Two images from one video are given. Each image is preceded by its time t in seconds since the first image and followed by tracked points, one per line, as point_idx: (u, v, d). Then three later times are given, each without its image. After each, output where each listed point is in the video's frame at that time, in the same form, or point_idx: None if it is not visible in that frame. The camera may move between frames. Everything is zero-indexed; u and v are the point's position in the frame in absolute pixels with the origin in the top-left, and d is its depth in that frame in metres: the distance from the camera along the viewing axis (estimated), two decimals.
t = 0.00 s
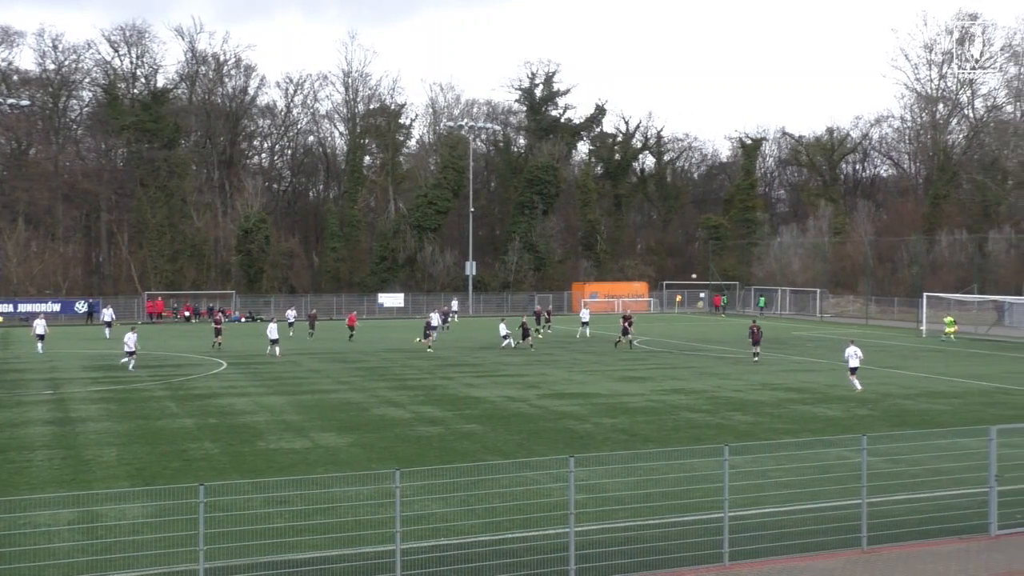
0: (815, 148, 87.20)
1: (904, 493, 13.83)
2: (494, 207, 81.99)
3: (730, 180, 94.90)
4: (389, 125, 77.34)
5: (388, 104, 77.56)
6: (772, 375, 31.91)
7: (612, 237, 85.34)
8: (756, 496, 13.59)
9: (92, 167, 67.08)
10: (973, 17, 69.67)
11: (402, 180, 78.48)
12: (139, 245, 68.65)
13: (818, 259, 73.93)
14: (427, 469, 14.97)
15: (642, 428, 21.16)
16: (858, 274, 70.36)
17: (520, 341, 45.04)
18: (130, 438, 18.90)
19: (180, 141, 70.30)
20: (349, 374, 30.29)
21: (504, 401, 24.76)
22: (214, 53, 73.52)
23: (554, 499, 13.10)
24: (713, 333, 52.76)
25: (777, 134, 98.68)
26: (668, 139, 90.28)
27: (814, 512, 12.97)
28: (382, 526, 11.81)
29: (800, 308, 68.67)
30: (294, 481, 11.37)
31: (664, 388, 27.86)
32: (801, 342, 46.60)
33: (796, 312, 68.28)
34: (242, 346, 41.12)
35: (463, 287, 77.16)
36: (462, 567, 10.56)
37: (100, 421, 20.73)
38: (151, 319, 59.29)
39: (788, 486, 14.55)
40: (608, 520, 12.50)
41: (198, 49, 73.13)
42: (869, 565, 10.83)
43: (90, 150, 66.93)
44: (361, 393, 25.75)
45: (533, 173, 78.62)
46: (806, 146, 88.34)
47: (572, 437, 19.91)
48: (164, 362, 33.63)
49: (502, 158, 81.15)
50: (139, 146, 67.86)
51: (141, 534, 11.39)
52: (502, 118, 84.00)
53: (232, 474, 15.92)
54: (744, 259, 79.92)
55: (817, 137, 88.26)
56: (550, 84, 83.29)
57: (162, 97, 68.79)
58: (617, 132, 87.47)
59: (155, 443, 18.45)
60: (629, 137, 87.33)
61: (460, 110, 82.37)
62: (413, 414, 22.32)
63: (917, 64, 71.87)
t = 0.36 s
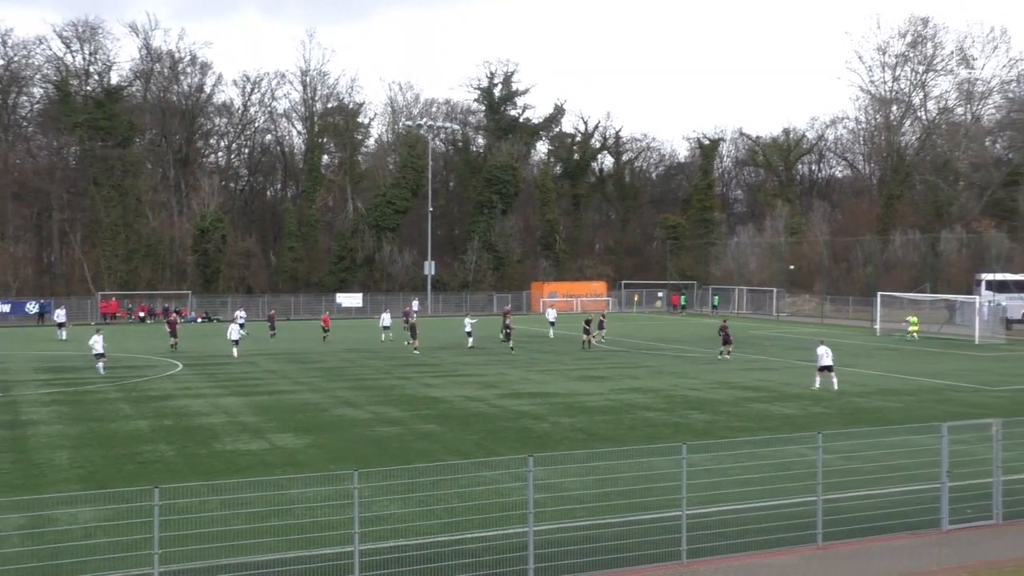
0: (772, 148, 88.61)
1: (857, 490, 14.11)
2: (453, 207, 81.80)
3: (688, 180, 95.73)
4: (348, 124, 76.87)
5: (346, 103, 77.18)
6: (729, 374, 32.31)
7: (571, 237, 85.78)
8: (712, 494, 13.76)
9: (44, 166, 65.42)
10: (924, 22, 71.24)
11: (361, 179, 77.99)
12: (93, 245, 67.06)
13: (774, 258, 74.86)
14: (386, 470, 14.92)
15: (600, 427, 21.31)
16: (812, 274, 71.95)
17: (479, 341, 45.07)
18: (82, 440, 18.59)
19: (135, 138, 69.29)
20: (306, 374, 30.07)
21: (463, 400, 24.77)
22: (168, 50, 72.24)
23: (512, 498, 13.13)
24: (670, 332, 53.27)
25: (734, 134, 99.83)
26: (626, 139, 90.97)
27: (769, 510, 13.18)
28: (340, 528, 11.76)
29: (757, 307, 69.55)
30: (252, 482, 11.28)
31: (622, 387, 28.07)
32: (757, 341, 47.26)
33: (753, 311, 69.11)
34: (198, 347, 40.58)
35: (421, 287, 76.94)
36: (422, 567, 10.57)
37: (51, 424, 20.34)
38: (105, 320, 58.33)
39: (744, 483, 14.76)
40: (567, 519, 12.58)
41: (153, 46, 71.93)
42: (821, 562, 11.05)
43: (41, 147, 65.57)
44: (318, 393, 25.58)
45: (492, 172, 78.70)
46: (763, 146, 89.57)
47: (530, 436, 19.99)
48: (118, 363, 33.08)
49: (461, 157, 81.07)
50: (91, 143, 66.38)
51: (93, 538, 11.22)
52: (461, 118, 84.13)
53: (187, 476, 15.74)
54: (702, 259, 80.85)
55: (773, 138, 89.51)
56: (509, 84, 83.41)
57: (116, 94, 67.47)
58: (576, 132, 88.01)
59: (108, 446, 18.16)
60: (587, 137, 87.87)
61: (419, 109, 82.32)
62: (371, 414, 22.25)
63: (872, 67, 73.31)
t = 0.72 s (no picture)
0: (716, 148, 90.19)
1: (796, 487, 14.43)
2: (399, 207, 81.36)
3: (633, 180, 96.37)
4: (292, 123, 76.36)
5: (290, 101, 76.48)
6: (673, 372, 32.75)
7: (517, 236, 86.09)
8: (656, 492, 13.95)
9: None
10: (863, 25, 73.09)
11: (306, 178, 77.47)
12: (28, 244, 64.35)
13: (718, 257, 76.15)
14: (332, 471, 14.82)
15: (546, 426, 21.46)
16: (755, 273, 73.33)
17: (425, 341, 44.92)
18: (17, 444, 18.10)
19: (72, 135, 67.57)
20: (250, 375, 29.67)
21: (409, 401, 24.71)
22: (107, 46, 70.83)
23: (456, 497, 13.16)
24: (616, 331, 53.75)
25: (679, 135, 101.11)
26: (572, 139, 91.91)
27: (713, 507, 13.42)
28: (285, 530, 11.68)
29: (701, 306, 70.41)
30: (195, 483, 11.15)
31: (568, 387, 28.26)
32: (700, 340, 47.90)
33: (697, 310, 69.99)
34: (138, 348, 39.71)
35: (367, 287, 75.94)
36: (368, 566, 10.55)
37: None
38: (41, 321, 56.72)
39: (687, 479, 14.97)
40: (514, 518, 12.63)
41: (91, 41, 70.30)
42: (764, 557, 11.29)
43: None
44: (262, 394, 25.27)
45: (437, 172, 78.62)
46: (706, 146, 91.05)
47: (476, 436, 20.04)
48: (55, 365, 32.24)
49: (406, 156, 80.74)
50: (26, 140, 64.61)
51: (30, 546, 10.95)
52: (406, 117, 84.07)
53: (128, 479, 15.45)
54: (647, 258, 81.70)
55: (716, 138, 91.05)
56: (455, 83, 83.37)
57: (52, 88, 65.58)
58: (521, 132, 88.65)
59: (43, 449, 17.72)
60: (533, 137, 88.52)
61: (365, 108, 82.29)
62: (316, 415, 22.09)
63: (813, 69, 75.07)
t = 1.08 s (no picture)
0: (632, 149, 91.76)
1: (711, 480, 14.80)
2: (317, 205, 80.24)
3: (552, 179, 96.95)
4: (206, 120, 74.39)
5: (204, 97, 74.67)
6: (592, 371, 33.20)
7: (435, 235, 85.90)
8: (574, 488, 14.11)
9: None
10: (775, 29, 75.18)
11: (220, 176, 75.65)
12: None
13: (636, 257, 77.54)
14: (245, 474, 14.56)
15: (466, 426, 21.53)
16: (671, 273, 74.86)
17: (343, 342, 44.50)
18: None
19: None
20: (162, 377, 28.94)
21: (327, 401, 24.46)
22: (8, 38, 67.61)
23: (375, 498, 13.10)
24: (535, 330, 54.20)
25: (596, 136, 102.41)
26: (490, 139, 92.04)
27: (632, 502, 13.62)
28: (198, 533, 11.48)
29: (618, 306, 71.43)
30: (101, 489, 10.84)
31: (488, 386, 28.38)
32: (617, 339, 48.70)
33: (614, 309, 71.00)
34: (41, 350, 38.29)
35: (283, 286, 74.71)
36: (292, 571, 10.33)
37: None
38: None
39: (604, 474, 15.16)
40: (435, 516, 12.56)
41: None
42: (681, 554, 10.75)
43: None
44: (175, 396, 24.68)
45: (355, 170, 77.84)
46: (624, 147, 92.51)
47: (396, 436, 19.97)
48: None
49: (324, 155, 80.26)
50: None
51: None
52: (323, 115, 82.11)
53: (32, 486, 14.91)
54: (565, 258, 82.23)
55: (633, 139, 92.57)
56: (374, 81, 82.70)
57: None
58: (440, 131, 88.36)
59: None
60: (452, 136, 88.45)
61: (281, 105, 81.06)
62: (231, 417, 21.69)
63: (727, 72, 77.09)
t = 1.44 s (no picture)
0: (584, 148, 92.37)
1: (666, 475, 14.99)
2: (267, 205, 79.41)
3: (503, 179, 97.19)
4: (154, 117, 73.21)
5: (152, 95, 73.34)
6: (546, 371, 33.41)
7: (387, 234, 85.50)
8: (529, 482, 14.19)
9: None
10: (724, 29, 76.31)
11: (168, 175, 74.38)
12: None
13: (588, 256, 77.94)
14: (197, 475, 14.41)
15: (421, 425, 21.56)
16: (623, 271, 75.52)
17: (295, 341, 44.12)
18: None
19: None
20: (109, 377, 28.43)
21: (279, 401, 24.28)
22: None
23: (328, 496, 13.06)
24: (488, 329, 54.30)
25: (548, 135, 102.86)
26: (442, 138, 91.88)
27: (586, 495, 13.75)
28: (148, 535, 11.36)
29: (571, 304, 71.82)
30: (52, 488, 10.65)
31: (442, 386, 28.42)
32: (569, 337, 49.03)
33: (568, 308, 71.37)
34: None
35: (234, 286, 73.79)
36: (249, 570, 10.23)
37: None
38: None
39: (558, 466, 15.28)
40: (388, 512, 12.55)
41: None
42: (636, 551, 10.91)
43: None
44: (123, 397, 24.28)
45: (307, 169, 77.16)
46: (576, 146, 93.06)
47: (351, 436, 19.93)
48: None
49: (274, 152, 79.24)
50: None
51: None
52: (273, 113, 81.85)
53: None
54: (518, 257, 82.29)
55: (585, 139, 93.14)
56: (325, 79, 82.05)
57: None
58: (391, 130, 88.24)
59: None
60: (403, 135, 88.18)
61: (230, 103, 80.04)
62: (181, 418, 21.43)
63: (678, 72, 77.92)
